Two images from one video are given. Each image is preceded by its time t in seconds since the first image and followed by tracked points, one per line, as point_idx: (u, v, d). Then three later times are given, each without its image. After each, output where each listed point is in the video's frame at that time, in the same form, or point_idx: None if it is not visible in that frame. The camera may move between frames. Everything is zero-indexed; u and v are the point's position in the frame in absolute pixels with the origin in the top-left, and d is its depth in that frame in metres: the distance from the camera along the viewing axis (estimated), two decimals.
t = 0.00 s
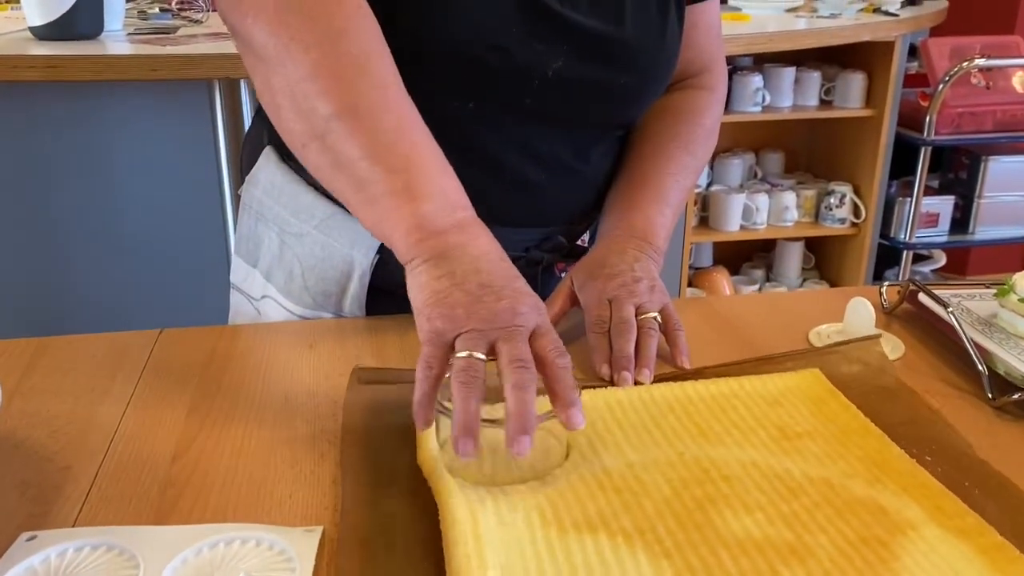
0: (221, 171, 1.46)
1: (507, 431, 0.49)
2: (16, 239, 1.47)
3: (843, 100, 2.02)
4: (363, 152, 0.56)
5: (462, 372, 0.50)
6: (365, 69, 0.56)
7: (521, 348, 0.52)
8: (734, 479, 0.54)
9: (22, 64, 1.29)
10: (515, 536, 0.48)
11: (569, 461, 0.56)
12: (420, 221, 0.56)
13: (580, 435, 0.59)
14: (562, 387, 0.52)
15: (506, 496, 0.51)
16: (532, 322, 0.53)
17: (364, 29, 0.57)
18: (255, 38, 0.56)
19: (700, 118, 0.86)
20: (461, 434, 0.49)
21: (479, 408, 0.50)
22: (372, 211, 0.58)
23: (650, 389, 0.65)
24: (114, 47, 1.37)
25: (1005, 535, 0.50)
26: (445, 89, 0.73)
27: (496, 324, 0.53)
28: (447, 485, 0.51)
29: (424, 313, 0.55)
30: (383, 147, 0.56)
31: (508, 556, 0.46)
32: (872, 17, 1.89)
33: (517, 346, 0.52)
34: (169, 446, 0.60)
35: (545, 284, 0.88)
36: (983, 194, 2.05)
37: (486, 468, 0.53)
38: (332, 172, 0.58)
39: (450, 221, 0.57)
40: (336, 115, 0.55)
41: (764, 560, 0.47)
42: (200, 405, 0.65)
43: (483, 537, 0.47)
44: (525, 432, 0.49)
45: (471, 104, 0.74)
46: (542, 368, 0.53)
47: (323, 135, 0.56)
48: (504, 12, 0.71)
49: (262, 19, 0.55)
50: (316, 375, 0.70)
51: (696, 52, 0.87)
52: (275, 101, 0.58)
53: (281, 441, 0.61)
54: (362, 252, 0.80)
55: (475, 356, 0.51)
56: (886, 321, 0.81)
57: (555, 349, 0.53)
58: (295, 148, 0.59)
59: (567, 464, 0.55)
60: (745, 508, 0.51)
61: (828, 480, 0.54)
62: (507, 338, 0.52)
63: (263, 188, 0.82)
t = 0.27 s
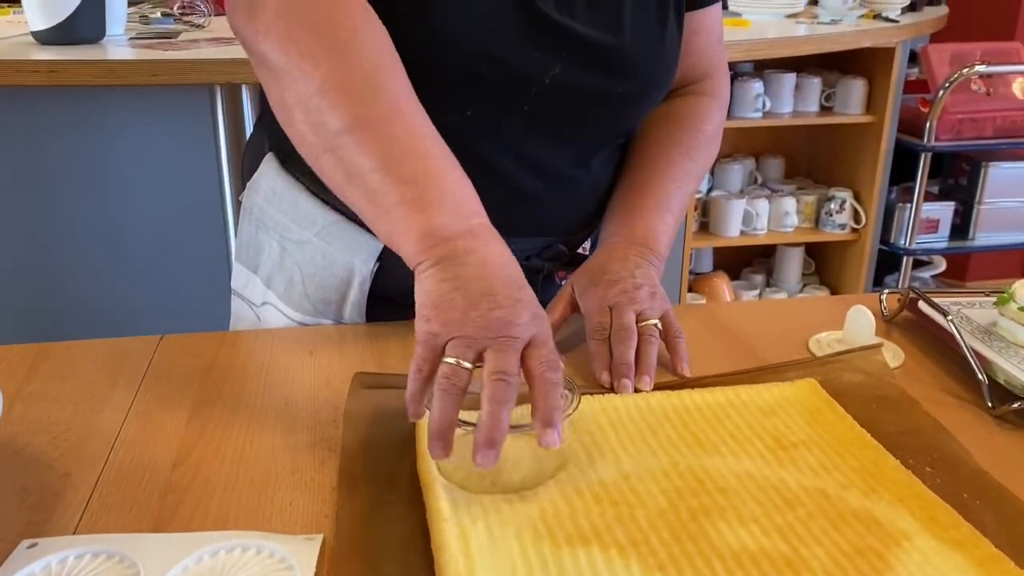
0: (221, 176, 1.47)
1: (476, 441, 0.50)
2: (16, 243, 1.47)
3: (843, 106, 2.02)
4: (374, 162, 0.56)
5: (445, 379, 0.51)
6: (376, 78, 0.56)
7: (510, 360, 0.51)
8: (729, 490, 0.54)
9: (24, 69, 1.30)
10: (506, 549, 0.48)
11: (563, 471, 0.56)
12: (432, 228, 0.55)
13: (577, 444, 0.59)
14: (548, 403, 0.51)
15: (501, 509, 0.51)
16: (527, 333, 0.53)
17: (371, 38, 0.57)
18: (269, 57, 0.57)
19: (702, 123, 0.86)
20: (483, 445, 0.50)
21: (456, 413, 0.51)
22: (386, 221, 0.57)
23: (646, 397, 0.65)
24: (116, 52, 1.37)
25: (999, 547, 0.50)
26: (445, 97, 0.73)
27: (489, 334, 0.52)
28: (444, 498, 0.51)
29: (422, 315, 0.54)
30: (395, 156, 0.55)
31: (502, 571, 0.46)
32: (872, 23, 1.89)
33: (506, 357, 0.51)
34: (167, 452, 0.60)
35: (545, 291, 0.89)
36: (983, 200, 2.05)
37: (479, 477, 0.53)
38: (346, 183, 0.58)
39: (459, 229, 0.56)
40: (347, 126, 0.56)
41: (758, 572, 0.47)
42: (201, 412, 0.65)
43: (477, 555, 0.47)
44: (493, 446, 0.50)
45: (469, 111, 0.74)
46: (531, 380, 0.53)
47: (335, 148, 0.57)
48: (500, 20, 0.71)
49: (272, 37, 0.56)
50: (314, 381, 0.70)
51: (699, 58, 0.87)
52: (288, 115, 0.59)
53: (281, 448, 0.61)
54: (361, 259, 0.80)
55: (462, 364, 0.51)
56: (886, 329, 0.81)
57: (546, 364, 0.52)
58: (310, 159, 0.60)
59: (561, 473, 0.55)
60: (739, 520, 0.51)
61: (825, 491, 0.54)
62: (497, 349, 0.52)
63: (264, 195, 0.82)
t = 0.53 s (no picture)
0: (222, 182, 1.47)
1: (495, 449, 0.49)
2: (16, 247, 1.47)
3: (843, 112, 2.02)
4: (362, 168, 0.56)
5: (451, 391, 0.51)
6: (366, 86, 0.57)
7: (513, 366, 0.52)
8: (730, 498, 0.54)
9: (26, 73, 1.30)
10: (508, 559, 0.48)
11: (563, 479, 0.56)
12: (417, 238, 0.56)
13: (577, 452, 0.59)
14: (553, 406, 0.52)
15: (502, 519, 0.51)
16: (524, 340, 0.53)
17: (363, 45, 0.57)
18: (261, 57, 0.57)
19: (703, 129, 0.86)
20: (505, 451, 0.49)
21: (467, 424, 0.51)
22: (372, 228, 0.58)
23: (648, 405, 0.65)
24: (118, 56, 1.37)
25: (1001, 555, 0.50)
26: (446, 104, 0.73)
27: (489, 341, 0.53)
28: (445, 508, 0.51)
29: (416, 330, 0.55)
30: (382, 163, 0.56)
31: None
32: (872, 29, 1.89)
33: (509, 364, 0.52)
34: (170, 457, 0.60)
35: (545, 298, 0.88)
36: (983, 206, 2.05)
37: (479, 484, 0.53)
38: (332, 189, 0.58)
39: (445, 238, 0.57)
40: (336, 131, 0.56)
41: None
42: (201, 417, 0.65)
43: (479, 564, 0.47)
44: (512, 451, 0.49)
45: (471, 118, 0.74)
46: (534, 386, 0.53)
47: (324, 151, 0.57)
48: (504, 26, 0.71)
49: (265, 39, 0.57)
50: (314, 388, 0.70)
51: (702, 65, 0.87)
52: (277, 118, 0.59)
53: (282, 454, 0.61)
54: (362, 265, 0.80)
55: (465, 373, 0.51)
56: (886, 336, 0.81)
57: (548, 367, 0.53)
58: (298, 163, 0.59)
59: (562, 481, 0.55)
60: (741, 528, 0.51)
61: (825, 498, 0.55)
62: (501, 355, 0.52)
63: (265, 201, 0.82)
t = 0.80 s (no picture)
0: (222, 186, 1.47)
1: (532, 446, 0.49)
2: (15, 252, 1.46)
3: (843, 118, 2.02)
4: (349, 165, 0.56)
5: (476, 396, 0.50)
6: (357, 86, 0.57)
7: (524, 365, 0.52)
8: (729, 505, 0.54)
9: (25, 77, 1.30)
10: (506, 565, 0.48)
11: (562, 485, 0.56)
12: (399, 238, 0.56)
13: (576, 459, 0.59)
14: (566, 401, 0.52)
15: (500, 525, 0.51)
16: (526, 339, 0.54)
17: (358, 48, 0.58)
18: (252, 47, 0.57)
19: (703, 133, 0.86)
20: (487, 455, 0.48)
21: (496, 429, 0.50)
22: (358, 227, 0.57)
23: (646, 412, 0.64)
24: (117, 61, 1.37)
25: (999, 562, 0.50)
26: (443, 107, 0.73)
27: (495, 346, 0.53)
28: (444, 513, 0.51)
29: (419, 341, 0.54)
30: (370, 162, 0.56)
31: None
32: (872, 35, 1.90)
33: (520, 364, 0.52)
34: (167, 462, 0.60)
35: (543, 306, 0.87)
36: (982, 211, 2.05)
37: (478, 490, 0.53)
38: (318, 187, 0.58)
39: (431, 244, 0.57)
40: (324, 127, 0.56)
41: None
42: (198, 423, 0.65)
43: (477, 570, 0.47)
44: (549, 446, 0.50)
45: (470, 123, 0.74)
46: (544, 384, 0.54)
47: (311, 147, 0.57)
48: (504, 30, 0.71)
49: (260, 31, 0.57)
50: (312, 393, 0.70)
51: (701, 70, 0.87)
52: (263, 109, 0.59)
53: (279, 460, 0.61)
54: (361, 270, 0.81)
55: (483, 378, 0.51)
56: (885, 342, 0.81)
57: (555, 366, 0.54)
58: (282, 157, 0.59)
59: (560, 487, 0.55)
60: (739, 534, 0.51)
61: (823, 505, 0.54)
62: (511, 358, 0.53)
63: (264, 205, 0.82)
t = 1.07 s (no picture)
0: (222, 192, 1.47)
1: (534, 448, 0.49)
2: (14, 256, 1.46)
3: (842, 123, 2.03)
4: (354, 175, 0.56)
5: (480, 396, 0.50)
6: (362, 96, 0.57)
7: (529, 365, 0.52)
8: (731, 512, 0.54)
9: (25, 81, 1.30)
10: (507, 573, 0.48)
11: (563, 491, 0.56)
12: (407, 248, 0.56)
13: (577, 465, 0.58)
14: (571, 403, 0.52)
15: (502, 533, 0.51)
16: (531, 342, 0.54)
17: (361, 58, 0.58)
18: (255, 57, 0.57)
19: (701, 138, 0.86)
20: (490, 455, 0.48)
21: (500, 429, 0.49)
22: (361, 237, 0.57)
23: (649, 418, 0.64)
24: (118, 65, 1.38)
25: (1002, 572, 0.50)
26: (442, 112, 0.73)
27: (501, 346, 0.53)
28: (443, 522, 0.51)
29: (425, 344, 0.54)
30: (375, 173, 0.56)
31: None
32: (872, 41, 1.90)
33: (525, 365, 0.52)
34: (164, 470, 0.60)
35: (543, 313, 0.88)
36: (982, 217, 2.05)
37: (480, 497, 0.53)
38: (324, 198, 0.58)
39: (436, 251, 0.57)
40: (329, 137, 0.56)
41: None
42: (196, 429, 0.65)
43: None
44: (550, 447, 0.49)
45: (472, 128, 0.74)
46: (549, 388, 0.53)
47: (316, 157, 0.57)
48: (506, 37, 0.72)
49: (261, 42, 0.57)
50: (312, 399, 0.70)
51: (703, 75, 0.87)
52: (269, 120, 0.59)
53: (277, 468, 0.60)
54: (360, 275, 0.81)
55: (487, 378, 0.51)
56: (885, 349, 0.81)
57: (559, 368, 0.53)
58: (288, 167, 0.59)
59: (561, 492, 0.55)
60: (741, 542, 0.51)
61: (826, 514, 0.54)
62: (514, 359, 0.52)
63: (262, 210, 0.82)
